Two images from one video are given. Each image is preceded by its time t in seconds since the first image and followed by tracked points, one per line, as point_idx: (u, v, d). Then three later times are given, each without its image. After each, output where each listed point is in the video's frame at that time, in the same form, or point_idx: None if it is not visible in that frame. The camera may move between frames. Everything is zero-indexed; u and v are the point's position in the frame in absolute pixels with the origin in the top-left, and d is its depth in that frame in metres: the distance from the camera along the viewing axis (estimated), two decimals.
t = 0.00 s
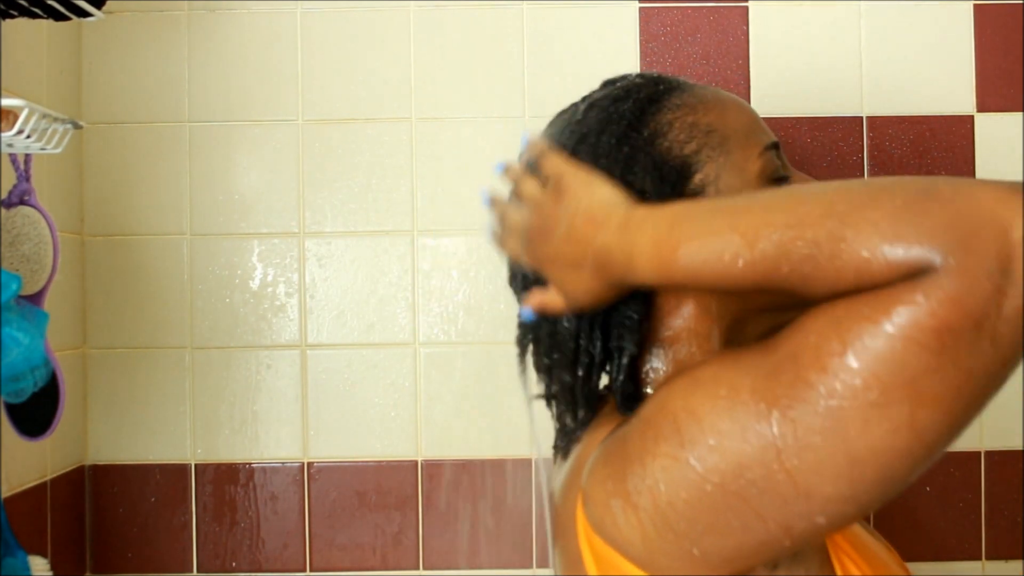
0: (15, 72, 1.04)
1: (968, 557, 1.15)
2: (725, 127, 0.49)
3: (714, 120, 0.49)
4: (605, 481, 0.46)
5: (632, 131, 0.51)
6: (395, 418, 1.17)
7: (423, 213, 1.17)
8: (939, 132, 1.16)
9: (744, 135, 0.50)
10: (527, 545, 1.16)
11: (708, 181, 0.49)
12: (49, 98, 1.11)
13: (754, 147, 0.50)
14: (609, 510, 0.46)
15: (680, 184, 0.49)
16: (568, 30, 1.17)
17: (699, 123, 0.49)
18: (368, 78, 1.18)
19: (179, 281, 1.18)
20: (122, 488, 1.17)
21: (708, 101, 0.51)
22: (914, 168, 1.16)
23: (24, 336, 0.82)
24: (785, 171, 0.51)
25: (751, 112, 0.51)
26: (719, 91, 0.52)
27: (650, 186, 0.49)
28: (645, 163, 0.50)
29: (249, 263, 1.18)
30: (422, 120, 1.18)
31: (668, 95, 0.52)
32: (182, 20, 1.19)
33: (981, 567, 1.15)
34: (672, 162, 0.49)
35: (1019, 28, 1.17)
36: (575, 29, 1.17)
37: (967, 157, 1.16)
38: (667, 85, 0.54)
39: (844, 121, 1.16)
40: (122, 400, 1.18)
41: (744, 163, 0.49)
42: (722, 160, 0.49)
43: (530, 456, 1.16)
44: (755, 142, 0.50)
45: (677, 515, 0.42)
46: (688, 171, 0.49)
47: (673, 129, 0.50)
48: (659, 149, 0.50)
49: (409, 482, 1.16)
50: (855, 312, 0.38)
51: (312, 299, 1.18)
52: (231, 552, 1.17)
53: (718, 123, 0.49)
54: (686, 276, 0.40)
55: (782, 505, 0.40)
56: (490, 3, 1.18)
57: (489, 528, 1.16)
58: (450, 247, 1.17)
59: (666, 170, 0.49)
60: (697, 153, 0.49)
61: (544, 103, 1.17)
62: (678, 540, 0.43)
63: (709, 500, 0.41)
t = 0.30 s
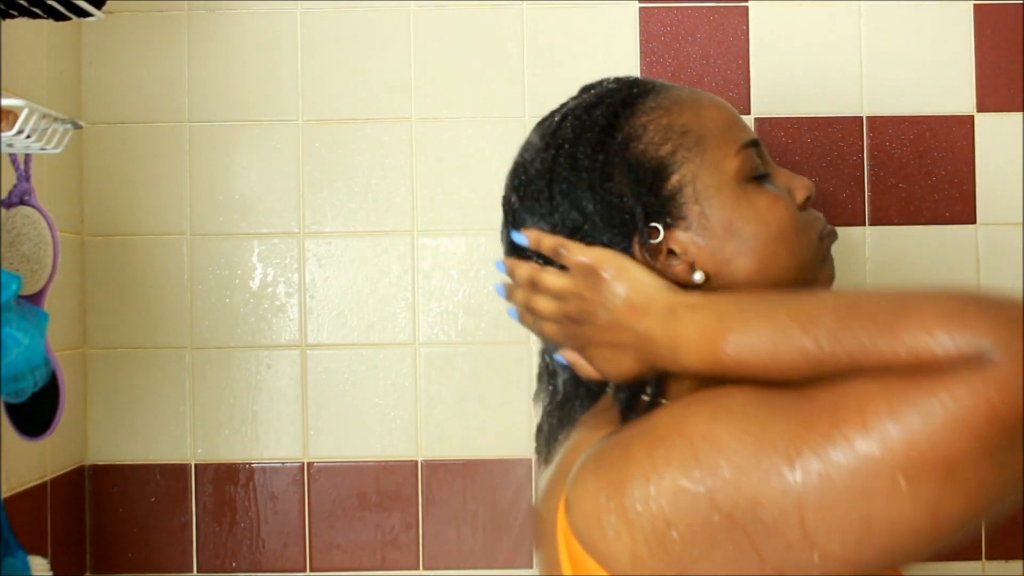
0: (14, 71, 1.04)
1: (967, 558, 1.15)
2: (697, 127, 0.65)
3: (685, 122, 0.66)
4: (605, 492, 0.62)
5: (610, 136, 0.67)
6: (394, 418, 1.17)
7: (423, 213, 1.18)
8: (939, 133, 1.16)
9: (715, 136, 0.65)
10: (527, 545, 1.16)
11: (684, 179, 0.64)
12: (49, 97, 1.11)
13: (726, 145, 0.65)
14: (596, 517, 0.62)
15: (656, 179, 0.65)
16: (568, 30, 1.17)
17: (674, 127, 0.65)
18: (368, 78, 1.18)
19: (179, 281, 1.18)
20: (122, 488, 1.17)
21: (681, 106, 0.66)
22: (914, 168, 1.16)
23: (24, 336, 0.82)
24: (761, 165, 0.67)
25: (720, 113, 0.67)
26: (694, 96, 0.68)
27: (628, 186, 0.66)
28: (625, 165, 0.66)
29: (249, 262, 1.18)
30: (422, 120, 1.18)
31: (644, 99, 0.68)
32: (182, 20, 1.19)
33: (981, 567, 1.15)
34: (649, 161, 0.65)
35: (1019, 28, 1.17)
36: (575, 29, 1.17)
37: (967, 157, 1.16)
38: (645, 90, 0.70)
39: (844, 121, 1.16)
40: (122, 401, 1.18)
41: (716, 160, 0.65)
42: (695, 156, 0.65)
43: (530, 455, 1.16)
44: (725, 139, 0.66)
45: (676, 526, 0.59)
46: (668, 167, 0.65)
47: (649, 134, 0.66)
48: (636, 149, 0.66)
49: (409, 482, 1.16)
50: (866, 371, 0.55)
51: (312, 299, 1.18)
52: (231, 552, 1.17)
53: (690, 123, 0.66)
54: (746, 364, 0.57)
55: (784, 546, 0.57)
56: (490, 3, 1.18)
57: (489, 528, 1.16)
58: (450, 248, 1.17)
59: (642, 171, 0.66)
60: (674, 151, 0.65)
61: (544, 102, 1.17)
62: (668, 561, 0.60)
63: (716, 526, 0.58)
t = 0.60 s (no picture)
0: (14, 71, 1.04)
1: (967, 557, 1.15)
2: (692, 127, 0.67)
3: (681, 121, 0.67)
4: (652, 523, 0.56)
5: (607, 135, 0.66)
6: (394, 418, 1.17)
7: (423, 213, 1.18)
8: (939, 132, 1.16)
9: (709, 136, 0.67)
10: (527, 544, 1.16)
11: (679, 179, 0.66)
12: (49, 97, 1.11)
13: (719, 146, 0.67)
14: (628, 544, 0.56)
15: (651, 179, 0.66)
16: (568, 30, 1.17)
17: (668, 127, 0.66)
18: (368, 78, 1.18)
19: (179, 281, 1.18)
20: (122, 488, 1.18)
21: (675, 105, 0.68)
22: (914, 168, 1.16)
23: (25, 336, 0.82)
24: (754, 163, 0.70)
25: (715, 114, 0.68)
26: (685, 96, 0.69)
27: (625, 185, 0.66)
28: (619, 164, 0.66)
29: (249, 263, 1.18)
30: (422, 120, 1.18)
31: (637, 98, 0.68)
32: (182, 20, 1.19)
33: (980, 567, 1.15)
34: (644, 160, 0.66)
35: (1019, 28, 1.17)
36: (575, 30, 1.17)
37: (967, 157, 1.16)
38: (636, 89, 0.70)
39: (844, 121, 1.16)
40: (122, 401, 1.18)
41: (710, 161, 0.67)
42: (690, 156, 0.66)
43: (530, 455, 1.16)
44: (718, 138, 0.67)
45: None
46: (663, 167, 0.66)
47: (644, 133, 0.66)
48: (631, 148, 0.66)
49: (409, 482, 1.16)
50: (982, 532, 0.56)
51: (312, 299, 1.18)
52: (231, 552, 1.17)
53: (685, 123, 0.67)
54: (846, 486, 0.58)
55: None
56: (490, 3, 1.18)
57: (489, 528, 1.16)
58: (450, 248, 1.17)
59: (639, 170, 0.66)
60: (669, 150, 0.66)
61: (544, 102, 1.17)
62: None
63: None
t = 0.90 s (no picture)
0: (15, 71, 1.04)
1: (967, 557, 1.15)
2: (687, 132, 0.68)
3: (676, 127, 0.68)
4: (686, 526, 0.57)
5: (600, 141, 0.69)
6: (394, 418, 1.17)
7: (424, 213, 1.18)
8: (939, 132, 1.16)
9: (703, 141, 0.68)
10: (527, 544, 1.16)
11: (670, 185, 0.68)
12: (48, 97, 1.11)
13: (713, 149, 0.68)
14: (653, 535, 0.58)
15: (642, 185, 0.68)
16: (568, 30, 1.17)
17: (661, 133, 0.68)
18: (368, 78, 1.18)
19: (179, 280, 1.18)
20: (122, 488, 1.18)
21: (671, 111, 0.69)
22: (914, 168, 1.16)
23: (25, 336, 0.82)
24: (752, 166, 0.71)
25: (713, 118, 0.70)
26: (681, 101, 0.70)
27: (616, 191, 0.68)
28: (611, 171, 0.68)
29: (249, 263, 1.18)
30: (422, 120, 1.18)
31: (633, 105, 0.70)
32: (182, 20, 1.18)
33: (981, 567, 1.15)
34: (636, 168, 0.68)
35: (1019, 28, 1.17)
36: (575, 30, 1.17)
37: (967, 157, 1.16)
38: (634, 94, 0.72)
39: (844, 121, 1.17)
40: (122, 400, 1.18)
41: (703, 166, 0.68)
42: (684, 161, 0.68)
43: (531, 456, 1.16)
44: (714, 142, 0.69)
45: None
46: (654, 173, 0.68)
47: (637, 140, 0.68)
48: (624, 156, 0.68)
49: (408, 482, 1.16)
50: None
51: (312, 299, 1.18)
52: (231, 553, 1.17)
53: (679, 128, 0.69)
54: None
55: None
56: (490, 3, 1.18)
57: (489, 527, 1.16)
58: (450, 248, 1.17)
59: (630, 177, 0.68)
60: (661, 157, 0.68)
61: (544, 102, 1.17)
62: None
63: None
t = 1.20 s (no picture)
0: (15, 71, 1.04)
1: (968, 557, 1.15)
2: (709, 131, 0.68)
3: (697, 125, 0.69)
4: (693, 526, 0.56)
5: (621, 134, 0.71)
6: (394, 418, 1.17)
7: (423, 213, 1.18)
8: (939, 132, 1.16)
9: (724, 139, 0.68)
10: (526, 544, 1.16)
11: (682, 181, 0.68)
12: (48, 98, 1.11)
13: (734, 148, 0.68)
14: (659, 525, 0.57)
15: (653, 180, 0.69)
16: (568, 30, 1.17)
17: (681, 131, 0.69)
18: (368, 79, 1.18)
19: (179, 280, 1.18)
20: (122, 488, 1.18)
21: (699, 109, 0.70)
22: (914, 168, 1.16)
23: (24, 336, 0.82)
24: (777, 168, 0.69)
25: (742, 117, 0.70)
26: (711, 100, 0.71)
27: (628, 184, 0.70)
28: (627, 164, 0.70)
29: (249, 263, 1.18)
30: (422, 120, 1.18)
31: (663, 103, 0.72)
32: (182, 20, 1.19)
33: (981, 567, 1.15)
34: (651, 163, 0.69)
35: (1019, 27, 1.17)
36: (574, 30, 1.17)
37: (967, 157, 1.16)
38: (669, 92, 0.73)
39: (844, 121, 1.16)
40: (123, 400, 1.18)
41: (719, 164, 0.68)
42: (699, 158, 0.68)
43: (530, 456, 1.16)
44: (737, 142, 0.68)
45: None
46: (668, 169, 0.68)
47: (657, 136, 0.70)
48: (642, 150, 0.70)
49: (408, 482, 1.16)
50: None
51: (312, 299, 1.18)
52: (231, 553, 1.17)
53: (701, 126, 0.69)
54: None
55: None
56: (489, 3, 1.18)
57: (489, 527, 1.16)
58: (450, 247, 1.17)
59: (643, 170, 0.69)
60: (677, 153, 0.68)
61: (544, 102, 1.17)
62: None
63: None
